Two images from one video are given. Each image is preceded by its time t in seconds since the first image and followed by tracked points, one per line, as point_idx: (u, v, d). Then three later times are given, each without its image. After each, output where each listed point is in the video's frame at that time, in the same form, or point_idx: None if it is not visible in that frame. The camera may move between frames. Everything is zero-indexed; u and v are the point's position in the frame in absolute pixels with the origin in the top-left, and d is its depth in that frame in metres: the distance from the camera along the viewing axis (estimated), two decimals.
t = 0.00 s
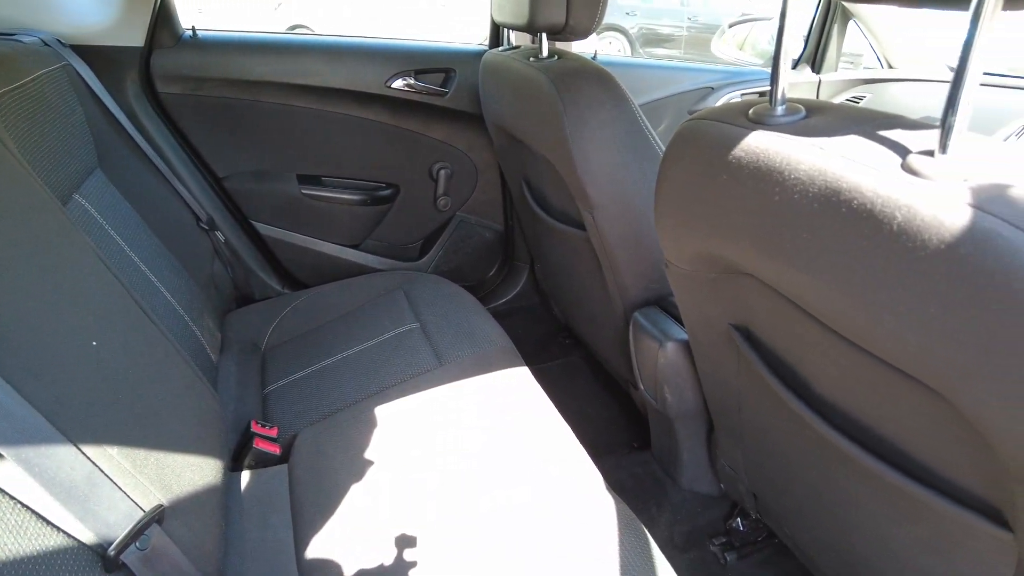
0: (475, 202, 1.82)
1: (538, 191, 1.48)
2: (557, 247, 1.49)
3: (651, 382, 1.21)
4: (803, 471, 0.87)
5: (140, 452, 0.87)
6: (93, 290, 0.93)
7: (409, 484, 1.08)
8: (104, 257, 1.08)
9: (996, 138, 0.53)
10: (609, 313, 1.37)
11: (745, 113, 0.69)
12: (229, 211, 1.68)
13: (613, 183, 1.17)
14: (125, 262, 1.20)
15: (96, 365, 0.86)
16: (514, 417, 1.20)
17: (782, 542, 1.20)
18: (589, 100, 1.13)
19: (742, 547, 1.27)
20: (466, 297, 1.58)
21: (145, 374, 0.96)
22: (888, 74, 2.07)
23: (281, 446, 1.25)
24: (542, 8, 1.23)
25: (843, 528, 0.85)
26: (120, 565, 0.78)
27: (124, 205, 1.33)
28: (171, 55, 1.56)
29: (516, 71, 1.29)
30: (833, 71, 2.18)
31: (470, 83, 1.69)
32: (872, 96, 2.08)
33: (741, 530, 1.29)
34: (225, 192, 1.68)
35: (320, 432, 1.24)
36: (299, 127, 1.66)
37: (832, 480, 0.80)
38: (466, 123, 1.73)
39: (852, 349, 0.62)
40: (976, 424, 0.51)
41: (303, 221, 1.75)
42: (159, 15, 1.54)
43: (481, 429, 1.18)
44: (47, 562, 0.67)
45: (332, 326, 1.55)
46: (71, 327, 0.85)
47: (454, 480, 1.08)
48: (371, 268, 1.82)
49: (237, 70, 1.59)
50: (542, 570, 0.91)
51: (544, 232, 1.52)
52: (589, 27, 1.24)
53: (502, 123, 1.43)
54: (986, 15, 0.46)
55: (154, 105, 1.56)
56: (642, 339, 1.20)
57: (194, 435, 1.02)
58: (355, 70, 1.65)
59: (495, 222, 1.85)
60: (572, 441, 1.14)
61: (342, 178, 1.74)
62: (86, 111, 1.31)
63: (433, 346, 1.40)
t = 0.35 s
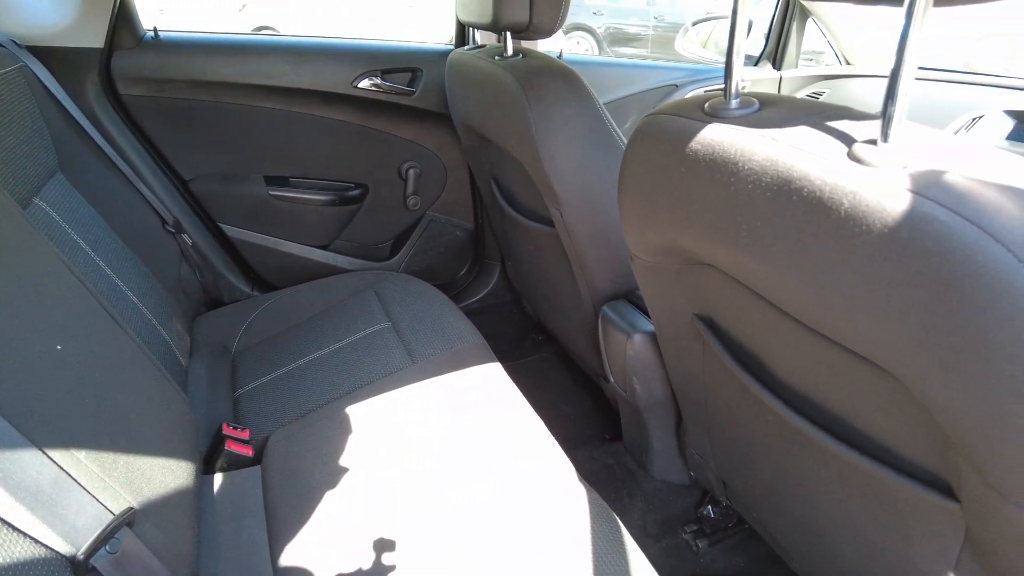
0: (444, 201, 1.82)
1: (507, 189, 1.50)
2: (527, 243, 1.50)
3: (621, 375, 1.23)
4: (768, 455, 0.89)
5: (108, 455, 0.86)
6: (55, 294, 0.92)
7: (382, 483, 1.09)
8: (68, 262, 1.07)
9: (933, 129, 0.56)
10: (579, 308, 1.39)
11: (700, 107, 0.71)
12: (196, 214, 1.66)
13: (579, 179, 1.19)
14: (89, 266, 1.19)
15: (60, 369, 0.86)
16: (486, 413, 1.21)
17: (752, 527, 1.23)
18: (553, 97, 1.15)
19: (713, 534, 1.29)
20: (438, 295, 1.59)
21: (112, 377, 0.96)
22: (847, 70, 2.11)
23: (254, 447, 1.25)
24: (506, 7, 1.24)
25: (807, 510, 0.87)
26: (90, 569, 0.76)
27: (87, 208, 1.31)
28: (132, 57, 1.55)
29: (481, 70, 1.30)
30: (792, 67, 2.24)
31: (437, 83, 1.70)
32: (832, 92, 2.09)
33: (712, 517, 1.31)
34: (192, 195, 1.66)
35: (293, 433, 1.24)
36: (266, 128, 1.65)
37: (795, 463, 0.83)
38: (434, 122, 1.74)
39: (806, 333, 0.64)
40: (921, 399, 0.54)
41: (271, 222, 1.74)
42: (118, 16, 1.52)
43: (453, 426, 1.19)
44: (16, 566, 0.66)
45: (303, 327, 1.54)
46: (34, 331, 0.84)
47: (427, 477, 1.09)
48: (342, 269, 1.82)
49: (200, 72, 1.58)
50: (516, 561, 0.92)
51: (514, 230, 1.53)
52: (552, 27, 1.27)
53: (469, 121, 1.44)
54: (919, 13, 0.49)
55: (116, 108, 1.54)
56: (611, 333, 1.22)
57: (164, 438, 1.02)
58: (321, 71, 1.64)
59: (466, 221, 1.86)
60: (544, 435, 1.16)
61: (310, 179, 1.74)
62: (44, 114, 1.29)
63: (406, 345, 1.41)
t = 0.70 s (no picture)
0: (414, 202, 1.83)
1: (475, 189, 1.52)
2: (496, 243, 1.52)
3: (589, 370, 1.26)
4: (727, 443, 0.93)
5: (78, 462, 0.86)
6: (20, 302, 0.92)
7: (355, 484, 1.10)
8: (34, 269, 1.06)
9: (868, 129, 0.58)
10: (548, 305, 1.42)
11: (653, 109, 0.74)
12: (163, 220, 1.65)
13: (544, 179, 1.21)
14: (55, 272, 1.18)
15: (27, 375, 0.86)
16: (458, 412, 1.23)
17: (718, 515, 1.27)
18: (517, 99, 1.17)
19: (682, 523, 1.33)
20: (408, 296, 1.60)
21: (81, 384, 0.96)
22: (808, 70, 2.12)
23: (226, 452, 1.25)
24: (470, 11, 1.26)
25: (765, 495, 0.91)
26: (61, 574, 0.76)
27: (51, 215, 1.30)
28: (96, 62, 1.54)
29: (446, 74, 1.32)
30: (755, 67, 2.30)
31: (404, 85, 1.71)
32: (792, 92, 2.09)
33: (680, 507, 1.35)
34: (159, 201, 1.65)
35: (265, 437, 1.25)
36: (233, 132, 1.65)
37: (752, 450, 0.86)
38: (402, 125, 1.75)
39: (757, 326, 0.67)
40: (862, 388, 0.57)
41: (241, 227, 1.74)
42: (80, 21, 1.52)
43: (424, 425, 1.20)
44: None
45: (274, 331, 1.55)
46: None
47: (399, 477, 1.10)
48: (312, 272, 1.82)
49: (166, 76, 1.58)
50: (488, 554, 0.94)
51: (483, 230, 1.55)
52: (515, 29, 1.29)
53: (437, 123, 1.46)
54: (845, 20, 0.52)
55: (81, 113, 1.53)
56: (578, 329, 1.25)
57: (135, 444, 1.02)
58: (288, 74, 1.65)
59: (436, 222, 1.88)
60: (515, 431, 1.18)
61: (279, 183, 1.74)
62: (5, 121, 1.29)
63: (377, 346, 1.42)
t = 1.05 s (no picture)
0: (371, 203, 1.88)
1: (427, 189, 1.57)
2: (450, 241, 1.57)
3: (538, 359, 1.33)
4: (659, 420, 0.99)
5: (38, 455, 0.89)
6: None
7: (310, 472, 1.15)
8: None
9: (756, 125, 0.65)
10: (499, 299, 1.47)
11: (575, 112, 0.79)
12: (120, 224, 1.67)
13: (489, 178, 1.27)
14: (10, 275, 1.20)
15: None
16: (412, 403, 1.28)
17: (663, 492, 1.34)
18: (461, 102, 1.23)
19: (630, 502, 1.40)
20: (365, 294, 1.65)
21: (38, 382, 0.99)
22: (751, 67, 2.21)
23: (186, 448, 1.28)
24: (415, 19, 1.31)
25: (694, 467, 0.98)
26: (21, 560, 0.80)
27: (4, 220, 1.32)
28: (47, 69, 1.56)
29: (394, 78, 1.37)
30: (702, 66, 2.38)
31: (357, 89, 1.76)
32: (736, 90, 2.18)
33: (629, 487, 1.42)
34: (115, 205, 1.67)
35: (224, 432, 1.28)
36: (188, 137, 1.68)
37: (679, 425, 0.93)
38: (356, 127, 1.80)
39: (670, 307, 0.74)
40: (755, 355, 0.64)
41: (199, 230, 1.76)
42: (30, 26, 1.53)
43: (379, 416, 1.25)
44: None
45: (234, 331, 1.58)
46: None
47: (355, 467, 1.15)
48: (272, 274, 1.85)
49: (119, 82, 1.60)
50: (438, 534, 1.00)
51: (436, 228, 1.60)
52: (459, 36, 1.36)
53: (388, 125, 1.51)
54: (722, 31, 0.58)
55: (33, 120, 1.55)
56: (527, 320, 1.30)
57: (93, 440, 1.05)
58: (242, 79, 1.68)
59: (394, 221, 1.92)
60: (466, 420, 1.24)
61: (235, 186, 1.76)
62: None
63: (334, 343, 1.46)
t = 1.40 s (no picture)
0: (308, 199, 1.98)
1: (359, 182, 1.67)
2: (382, 231, 1.68)
3: (464, 334, 1.45)
4: (564, 375, 1.12)
5: None
6: None
7: (251, 441, 1.24)
8: None
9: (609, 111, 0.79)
10: (428, 281, 1.59)
11: (464, 105, 0.92)
12: (61, 222, 1.72)
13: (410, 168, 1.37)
14: None
15: None
16: (346, 379, 1.39)
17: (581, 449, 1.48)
18: (380, 99, 1.34)
19: (554, 463, 1.54)
20: (303, 284, 1.75)
21: None
22: (667, 66, 2.37)
23: (133, 429, 1.36)
24: (338, 23, 1.43)
25: (595, 415, 1.11)
26: None
27: None
28: None
29: (321, 79, 1.48)
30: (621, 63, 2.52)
31: (289, 89, 1.88)
32: (652, 86, 2.33)
33: (553, 449, 1.55)
34: (55, 205, 1.72)
35: (170, 413, 1.36)
36: (127, 138, 1.76)
37: (577, 376, 1.07)
38: (290, 126, 1.90)
39: (552, 267, 0.87)
40: (610, 299, 0.78)
41: (140, 228, 1.83)
42: None
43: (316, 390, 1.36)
44: None
45: (178, 323, 1.66)
46: None
47: (292, 435, 1.25)
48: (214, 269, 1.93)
49: (57, 87, 1.67)
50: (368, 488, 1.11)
51: (368, 218, 1.72)
52: (379, 38, 1.47)
53: (318, 123, 1.62)
54: (562, 35, 0.71)
55: None
56: (453, 300, 1.43)
57: (41, 416, 1.13)
58: (179, 82, 1.77)
59: (331, 215, 2.02)
60: (396, 390, 1.35)
61: (174, 185, 1.84)
62: None
63: (274, 329, 1.56)
